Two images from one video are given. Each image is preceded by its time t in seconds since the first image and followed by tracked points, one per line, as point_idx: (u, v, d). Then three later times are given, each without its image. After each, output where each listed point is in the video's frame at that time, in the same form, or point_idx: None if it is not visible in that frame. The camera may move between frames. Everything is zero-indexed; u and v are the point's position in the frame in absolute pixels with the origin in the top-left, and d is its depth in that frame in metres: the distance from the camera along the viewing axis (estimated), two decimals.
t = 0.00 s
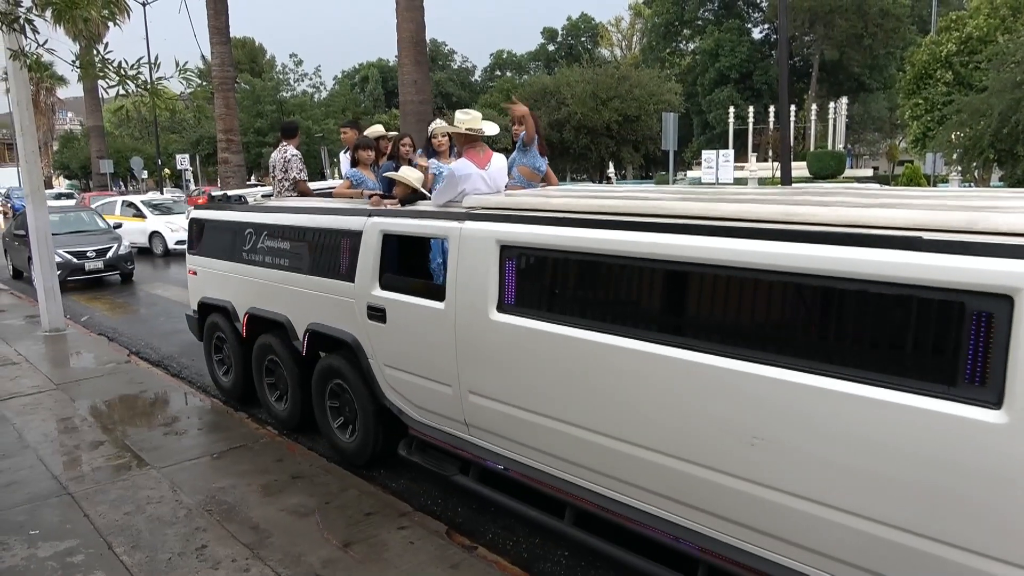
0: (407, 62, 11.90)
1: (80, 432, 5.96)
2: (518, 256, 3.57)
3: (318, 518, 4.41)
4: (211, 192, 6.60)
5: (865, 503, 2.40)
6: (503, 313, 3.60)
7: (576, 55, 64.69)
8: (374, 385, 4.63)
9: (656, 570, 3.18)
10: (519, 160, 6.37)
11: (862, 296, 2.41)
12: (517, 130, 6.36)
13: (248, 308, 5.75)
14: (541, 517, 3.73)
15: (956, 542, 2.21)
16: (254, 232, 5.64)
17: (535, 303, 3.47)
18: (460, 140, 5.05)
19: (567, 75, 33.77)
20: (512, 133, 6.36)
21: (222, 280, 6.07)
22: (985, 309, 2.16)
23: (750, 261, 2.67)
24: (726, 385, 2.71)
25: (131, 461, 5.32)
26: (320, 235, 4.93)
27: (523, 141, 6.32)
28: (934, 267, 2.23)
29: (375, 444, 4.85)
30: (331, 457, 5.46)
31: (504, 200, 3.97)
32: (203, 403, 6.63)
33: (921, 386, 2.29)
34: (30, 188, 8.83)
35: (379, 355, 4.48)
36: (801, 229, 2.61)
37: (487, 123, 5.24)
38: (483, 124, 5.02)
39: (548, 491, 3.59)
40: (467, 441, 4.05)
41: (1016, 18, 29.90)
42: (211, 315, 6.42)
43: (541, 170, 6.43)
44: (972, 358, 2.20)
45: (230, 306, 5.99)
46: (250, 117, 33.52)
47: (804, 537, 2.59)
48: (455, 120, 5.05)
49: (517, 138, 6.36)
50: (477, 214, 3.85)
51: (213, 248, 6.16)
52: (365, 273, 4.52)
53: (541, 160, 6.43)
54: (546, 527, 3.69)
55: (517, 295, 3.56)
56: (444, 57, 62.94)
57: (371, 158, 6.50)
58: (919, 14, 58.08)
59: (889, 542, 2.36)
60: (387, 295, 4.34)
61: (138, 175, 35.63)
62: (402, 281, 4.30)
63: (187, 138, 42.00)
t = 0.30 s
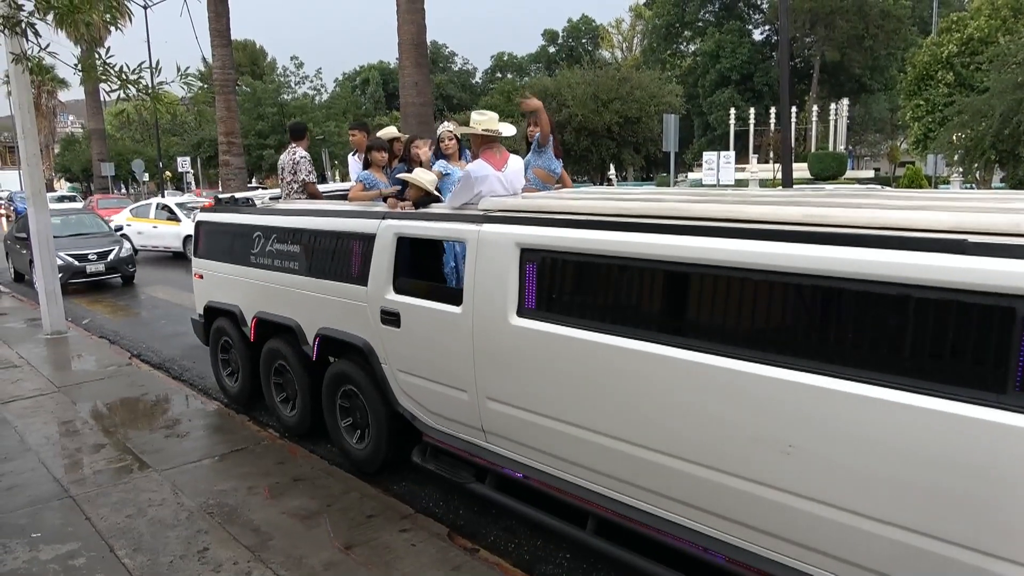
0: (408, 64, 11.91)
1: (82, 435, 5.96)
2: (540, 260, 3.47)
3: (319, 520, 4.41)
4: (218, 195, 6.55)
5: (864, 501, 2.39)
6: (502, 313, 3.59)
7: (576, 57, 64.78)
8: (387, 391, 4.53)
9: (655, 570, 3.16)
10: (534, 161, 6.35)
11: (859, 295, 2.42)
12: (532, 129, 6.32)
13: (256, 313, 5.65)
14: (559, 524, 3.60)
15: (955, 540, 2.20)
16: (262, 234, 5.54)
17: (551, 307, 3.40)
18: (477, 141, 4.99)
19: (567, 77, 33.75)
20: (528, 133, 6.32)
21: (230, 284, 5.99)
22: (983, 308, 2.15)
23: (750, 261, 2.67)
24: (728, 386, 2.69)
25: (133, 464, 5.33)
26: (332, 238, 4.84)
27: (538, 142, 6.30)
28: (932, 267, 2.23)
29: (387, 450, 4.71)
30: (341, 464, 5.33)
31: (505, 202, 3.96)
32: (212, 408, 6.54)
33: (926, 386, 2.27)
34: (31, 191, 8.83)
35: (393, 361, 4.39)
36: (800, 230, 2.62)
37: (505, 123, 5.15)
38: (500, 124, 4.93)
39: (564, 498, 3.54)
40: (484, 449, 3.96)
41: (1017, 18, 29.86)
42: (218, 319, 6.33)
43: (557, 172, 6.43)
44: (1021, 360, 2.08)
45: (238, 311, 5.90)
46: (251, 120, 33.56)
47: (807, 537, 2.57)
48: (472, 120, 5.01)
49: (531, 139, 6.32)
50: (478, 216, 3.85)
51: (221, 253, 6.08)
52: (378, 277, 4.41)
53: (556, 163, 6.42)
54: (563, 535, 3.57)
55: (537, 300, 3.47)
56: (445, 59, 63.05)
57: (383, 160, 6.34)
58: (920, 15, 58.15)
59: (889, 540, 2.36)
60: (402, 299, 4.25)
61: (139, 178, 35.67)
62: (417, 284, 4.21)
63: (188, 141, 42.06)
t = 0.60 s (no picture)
0: (402, 67, 11.90)
1: (75, 438, 5.94)
2: (554, 263, 3.38)
3: (314, 523, 4.40)
4: (217, 198, 6.43)
5: (862, 501, 2.39)
6: (497, 312, 3.57)
7: (570, 59, 64.91)
8: (394, 398, 4.38)
9: (654, 570, 3.15)
10: (542, 162, 6.36)
11: (852, 295, 2.43)
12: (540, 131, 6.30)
13: (256, 318, 5.49)
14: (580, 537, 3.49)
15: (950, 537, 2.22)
16: (263, 238, 5.40)
17: (567, 312, 3.31)
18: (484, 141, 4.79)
19: (561, 79, 33.80)
20: (536, 134, 6.30)
21: (228, 288, 5.86)
22: (974, 307, 2.17)
23: (745, 261, 2.67)
24: (727, 387, 2.69)
25: (127, 467, 5.31)
26: (335, 241, 4.69)
27: (546, 143, 6.29)
28: (925, 267, 2.24)
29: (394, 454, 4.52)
30: (347, 473, 5.15)
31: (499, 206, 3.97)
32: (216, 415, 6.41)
33: (924, 386, 2.27)
34: (24, 195, 8.80)
35: (400, 365, 4.25)
36: (791, 230, 2.64)
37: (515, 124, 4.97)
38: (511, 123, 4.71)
39: (577, 505, 3.45)
40: (495, 456, 3.84)
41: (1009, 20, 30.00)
42: (217, 324, 6.18)
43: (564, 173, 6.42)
44: None
45: (238, 316, 5.74)
46: (244, 122, 33.52)
47: (815, 540, 2.55)
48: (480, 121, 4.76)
49: (539, 140, 6.31)
50: (472, 218, 3.85)
51: (219, 256, 5.95)
52: (385, 281, 4.27)
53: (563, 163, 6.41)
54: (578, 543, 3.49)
55: (551, 304, 3.38)
56: (439, 61, 63.08)
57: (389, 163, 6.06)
58: (911, 17, 58.44)
59: (885, 538, 2.37)
60: (410, 303, 4.11)
61: (132, 180, 35.56)
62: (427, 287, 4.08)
63: (181, 143, 41.96)
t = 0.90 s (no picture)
0: (391, 68, 11.88)
1: (61, 442, 5.88)
2: (559, 266, 3.30)
3: (302, 526, 4.37)
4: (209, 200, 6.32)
5: (865, 504, 2.37)
6: (498, 316, 3.50)
7: (559, 61, 65.04)
8: (394, 404, 4.28)
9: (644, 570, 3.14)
10: (544, 164, 6.36)
11: (838, 295, 2.45)
12: (541, 132, 6.34)
13: (251, 322, 5.38)
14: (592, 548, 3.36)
15: (950, 539, 2.20)
16: (257, 241, 5.30)
17: (577, 316, 3.22)
18: (487, 141, 4.72)
19: (550, 80, 33.86)
20: (537, 135, 6.33)
21: (221, 292, 5.75)
22: (969, 309, 2.18)
23: (737, 263, 2.67)
24: (724, 388, 2.67)
25: (113, 472, 5.26)
26: (331, 244, 4.59)
27: (548, 145, 6.31)
28: (916, 269, 2.26)
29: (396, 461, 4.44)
30: (346, 479, 5.06)
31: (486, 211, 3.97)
32: (210, 420, 6.32)
33: (929, 389, 2.25)
34: (8, 197, 8.70)
35: (400, 371, 4.15)
36: (780, 231, 2.65)
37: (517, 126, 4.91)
38: (512, 124, 4.66)
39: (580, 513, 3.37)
40: (498, 464, 3.74)
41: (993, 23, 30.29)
42: (210, 328, 6.06)
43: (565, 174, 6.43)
44: None
45: (231, 321, 5.63)
46: (232, 124, 33.39)
47: (814, 542, 2.53)
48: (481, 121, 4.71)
49: (541, 141, 6.33)
50: (460, 220, 3.85)
51: (211, 260, 5.85)
52: (385, 286, 4.16)
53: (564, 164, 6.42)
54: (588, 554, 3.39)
55: (557, 308, 3.29)
56: (428, 62, 63.06)
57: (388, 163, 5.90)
58: (897, 19, 58.94)
59: (885, 541, 2.34)
60: (411, 308, 4.01)
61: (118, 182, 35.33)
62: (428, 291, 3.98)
63: (169, 144, 41.75)
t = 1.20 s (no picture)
0: (378, 69, 11.85)
1: (45, 446, 5.82)
2: (558, 268, 3.26)
3: (290, 529, 4.36)
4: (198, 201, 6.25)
5: (857, 504, 2.38)
6: (493, 319, 3.47)
7: (547, 62, 65.13)
8: (389, 407, 4.25)
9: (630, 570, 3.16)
10: (541, 165, 6.36)
11: (824, 295, 2.46)
12: (538, 133, 6.31)
13: (242, 325, 5.33)
14: (593, 553, 3.33)
15: (943, 540, 2.21)
16: (248, 243, 5.26)
17: (577, 319, 3.18)
18: (481, 143, 4.72)
19: (538, 82, 33.93)
20: (533, 137, 6.31)
21: (210, 294, 5.70)
22: (962, 309, 2.18)
23: (725, 265, 2.67)
24: (717, 390, 2.66)
25: (98, 475, 5.22)
26: (323, 246, 4.57)
27: (544, 146, 6.30)
28: (904, 270, 2.27)
29: (391, 466, 4.40)
30: (339, 483, 5.02)
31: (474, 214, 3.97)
32: (197, 424, 6.26)
33: (924, 391, 2.25)
34: None
35: (396, 374, 4.11)
36: (766, 232, 2.66)
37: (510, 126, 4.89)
38: (505, 126, 4.65)
39: (580, 517, 3.35)
40: (496, 468, 3.71)
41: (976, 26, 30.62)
42: (199, 331, 6.01)
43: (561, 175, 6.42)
44: None
45: (222, 323, 5.58)
46: (219, 125, 33.23)
47: (802, 542, 2.55)
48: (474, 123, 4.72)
49: (537, 143, 6.32)
50: (448, 222, 3.85)
51: (201, 261, 5.81)
52: (379, 289, 4.13)
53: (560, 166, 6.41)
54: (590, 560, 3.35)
55: (557, 311, 3.25)
56: (416, 63, 62.98)
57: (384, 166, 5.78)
58: (882, 22, 59.52)
59: (878, 542, 2.35)
60: (406, 310, 3.98)
61: (103, 183, 35.01)
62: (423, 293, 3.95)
63: (155, 145, 41.49)
